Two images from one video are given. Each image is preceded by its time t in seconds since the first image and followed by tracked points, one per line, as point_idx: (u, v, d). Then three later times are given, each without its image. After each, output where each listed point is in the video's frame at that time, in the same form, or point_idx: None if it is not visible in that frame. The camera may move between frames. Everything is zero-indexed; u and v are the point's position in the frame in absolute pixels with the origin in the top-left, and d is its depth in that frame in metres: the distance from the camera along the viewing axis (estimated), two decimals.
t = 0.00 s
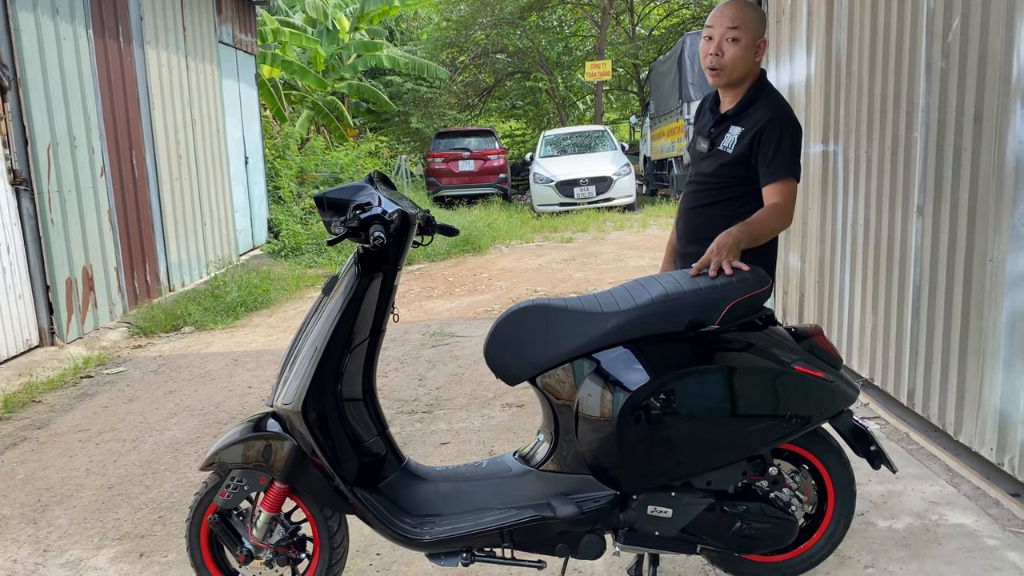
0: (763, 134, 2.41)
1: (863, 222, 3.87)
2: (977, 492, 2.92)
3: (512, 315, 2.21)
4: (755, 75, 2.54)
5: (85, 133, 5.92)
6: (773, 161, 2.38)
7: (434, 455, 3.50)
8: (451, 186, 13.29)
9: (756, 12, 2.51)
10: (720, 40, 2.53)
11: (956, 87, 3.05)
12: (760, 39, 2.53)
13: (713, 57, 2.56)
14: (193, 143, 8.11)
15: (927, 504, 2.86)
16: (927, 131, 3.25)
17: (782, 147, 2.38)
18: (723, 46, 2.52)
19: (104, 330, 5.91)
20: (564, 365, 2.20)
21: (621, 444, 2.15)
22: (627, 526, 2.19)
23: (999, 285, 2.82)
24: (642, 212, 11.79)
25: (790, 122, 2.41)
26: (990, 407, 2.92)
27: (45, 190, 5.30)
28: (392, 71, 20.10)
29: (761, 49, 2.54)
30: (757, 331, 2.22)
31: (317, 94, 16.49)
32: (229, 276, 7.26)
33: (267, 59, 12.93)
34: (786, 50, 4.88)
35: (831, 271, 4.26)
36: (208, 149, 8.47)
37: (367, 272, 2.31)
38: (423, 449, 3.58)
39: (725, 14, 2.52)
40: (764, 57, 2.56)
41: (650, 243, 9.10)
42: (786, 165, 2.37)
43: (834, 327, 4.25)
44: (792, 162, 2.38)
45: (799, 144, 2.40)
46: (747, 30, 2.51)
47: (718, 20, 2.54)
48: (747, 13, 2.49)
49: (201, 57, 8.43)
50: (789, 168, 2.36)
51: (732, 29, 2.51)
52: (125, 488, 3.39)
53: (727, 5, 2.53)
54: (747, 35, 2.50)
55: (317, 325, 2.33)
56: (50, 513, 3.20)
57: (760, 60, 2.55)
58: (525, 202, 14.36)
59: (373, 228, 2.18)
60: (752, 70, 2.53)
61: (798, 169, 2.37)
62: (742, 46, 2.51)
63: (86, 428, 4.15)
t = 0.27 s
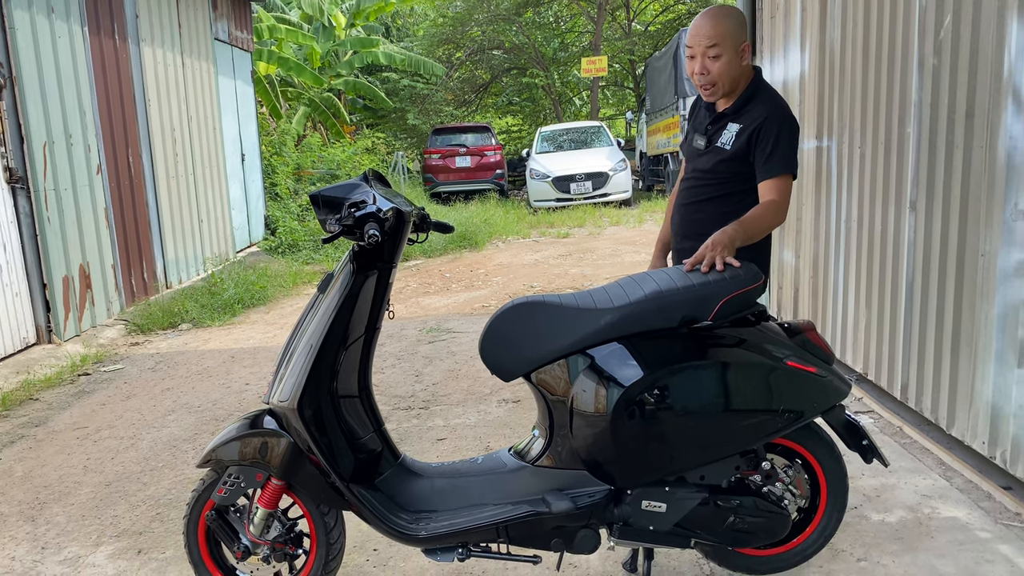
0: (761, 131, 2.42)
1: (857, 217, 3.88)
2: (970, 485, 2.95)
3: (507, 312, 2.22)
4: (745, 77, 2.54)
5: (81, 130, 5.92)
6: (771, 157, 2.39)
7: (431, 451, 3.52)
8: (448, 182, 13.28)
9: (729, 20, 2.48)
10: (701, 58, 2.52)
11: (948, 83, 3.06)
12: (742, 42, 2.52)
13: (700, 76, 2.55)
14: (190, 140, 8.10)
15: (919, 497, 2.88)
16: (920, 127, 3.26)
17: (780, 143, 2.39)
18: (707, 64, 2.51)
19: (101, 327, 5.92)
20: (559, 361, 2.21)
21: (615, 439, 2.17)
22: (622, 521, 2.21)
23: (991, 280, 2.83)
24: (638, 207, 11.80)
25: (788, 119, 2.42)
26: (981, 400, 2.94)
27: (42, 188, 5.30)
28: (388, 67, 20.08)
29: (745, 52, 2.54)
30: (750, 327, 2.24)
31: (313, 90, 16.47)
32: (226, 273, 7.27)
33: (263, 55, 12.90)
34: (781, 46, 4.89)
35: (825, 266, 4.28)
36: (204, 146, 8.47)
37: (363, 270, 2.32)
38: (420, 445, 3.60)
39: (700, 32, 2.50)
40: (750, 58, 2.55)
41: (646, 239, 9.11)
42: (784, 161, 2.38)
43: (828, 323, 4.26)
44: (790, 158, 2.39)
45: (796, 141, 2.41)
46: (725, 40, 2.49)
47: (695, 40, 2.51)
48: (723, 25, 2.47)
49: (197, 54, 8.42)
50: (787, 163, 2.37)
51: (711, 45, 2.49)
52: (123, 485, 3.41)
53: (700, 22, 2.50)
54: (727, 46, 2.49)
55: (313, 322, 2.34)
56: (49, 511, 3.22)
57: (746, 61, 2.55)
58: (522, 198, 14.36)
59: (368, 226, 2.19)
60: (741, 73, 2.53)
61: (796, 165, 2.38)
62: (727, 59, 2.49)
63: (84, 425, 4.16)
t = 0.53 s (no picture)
0: (746, 133, 2.42)
1: (851, 216, 3.89)
2: (964, 483, 2.95)
3: (501, 311, 2.22)
4: (733, 77, 2.54)
5: (74, 130, 5.90)
6: (758, 159, 2.39)
7: (426, 451, 3.52)
8: (444, 181, 13.27)
9: (720, 18, 2.48)
10: (690, 56, 2.52)
11: (941, 81, 3.07)
12: (730, 43, 2.52)
13: (686, 71, 2.55)
14: (184, 140, 8.08)
15: (914, 495, 2.88)
16: (914, 125, 3.26)
17: (765, 144, 2.39)
18: (694, 61, 2.51)
19: (96, 328, 5.90)
20: (553, 361, 2.21)
21: (610, 439, 2.17)
22: (617, 520, 2.21)
23: (985, 278, 2.84)
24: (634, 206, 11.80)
25: (772, 119, 2.41)
26: (976, 398, 2.94)
27: (35, 188, 5.27)
28: (383, 66, 20.07)
29: (733, 52, 2.53)
30: (743, 325, 2.24)
31: (308, 90, 16.45)
32: (221, 274, 7.25)
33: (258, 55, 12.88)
34: (775, 45, 4.89)
35: (820, 264, 4.28)
36: (198, 146, 8.45)
37: (356, 269, 2.31)
38: (415, 445, 3.59)
39: (691, 26, 2.50)
40: (737, 58, 2.55)
41: (642, 237, 9.11)
42: (771, 161, 2.37)
43: (823, 321, 4.27)
44: (776, 158, 2.38)
45: (782, 139, 2.41)
46: (714, 38, 2.49)
47: (686, 34, 2.51)
48: (713, 22, 2.47)
49: (191, 53, 8.40)
50: (774, 163, 2.36)
51: (700, 41, 2.49)
52: (117, 486, 3.39)
53: (692, 17, 2.50)
54: (716, 45, 2.48)
55: (306, 322, 2.33)
56: (42, 512, 3.20)
57: (734, 60, 2.55)
58: (518, 197, 14.36)
59: (361, 226, 2.19)
60: (728, 73, 2.54)
61: (782, 165, 2.37)
62: (713, 58, 2.49)
63: (78, 426, 4.15)
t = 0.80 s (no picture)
0: (736, 133, 2.42)
1: (845, 216, 3.89)
2: (959, 483, 2.96)
3: (495, 312, 2.21)
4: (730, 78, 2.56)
5: (67, 131, 5.88)
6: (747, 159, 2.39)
7: (421, 452, 3.51)
8: (439, 182, 13.27)
9: (716, 20, 2.48)
10: (689, 60, 2.52)
11: (935, 82, 3.07)
12: (726, 44, 2.53)
13: (686, 76, 2.55)
14: (178, 141, 8.06)
15: (909, 496, 2.88)
16: (907, 126, 3.27)
17: (754, 144, 2.39)
18: (694, 66, 2.51)
19: (89, 329, 5.88)
20: (548, 362, 2.20)
21: (605, 439, 2.16)
22: (611, 521, 2.20)
23: (979, 278, 2.84)
24: (629, 207, 11.81)
25: (763, 119, 2.41)
26: (970, 398, 2.95)
27: (28, 190, 5.25)
28: (378, 67, 20.07)
29: (729, 53, 2.55)
30: (738, 326, 2.23)
31: (303, 91, 16.43)
32: (215, 275, 7.23)
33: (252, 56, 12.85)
34: (769, 46, 4.91)
35: (814, 265, 4.29)
36: (193, 147, 8.43)
37: (350, 270, 2.30)
38: (410, 446, 3.58)
39: (689, 31, 2.49)
40: (732, 59, 2.57)
41: (637, 239, 9.12)
42: (760, 163, 2.37)
43: (818, 322, 4.27)
44: (765, 159, 2.38)
45: (772, 141, 2.40)
46: (711, 41, 2.49)
47: (684, 39, 2.51)
48: (710, 26, 2.47)
49: (185, 54, 8.38)
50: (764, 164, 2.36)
51: (698, 45, 2.49)
52: (110, 488, 3.38)
53: (688, 21, 2.49)
54: (714, 48, 2.49)
55: (299, 323, 2.32)
56: (35, 515, 3.19)
57: (729, 61, 2.57)
58: (513, 198, 14.36)
59: (354, 226, 2.18)
60: (725, 75, 2.55)
61: (772, 167, 2.37)
62: (712, 61, 2.50)
63: (71, 428, 4.13)
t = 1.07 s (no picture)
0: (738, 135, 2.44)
1: (840, 218, 3.90)
2: (953, 484, 2.96)
3: (490, 313, 2.21)
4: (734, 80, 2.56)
5: (61, 132, 5.85)
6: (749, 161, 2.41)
7: (416, 454, 3.50)
8: (434, 184, 13.26)
9: (719, 23, 2.47)
10: (696, 66, 2.50)
11: (929, 84, 3.09)
12: (730, 46, 2.52)
13: (693, 82, 2.53)
14: (172, 142, 8.03)
15: (903, 497, 2.89)
16: (902, 128, 3.28)
17: (757, 148, 2.41)
18: (701, 70, 2.50)
19: (82, 331, 5.85)
20: (543, 363, 2.20)
21: (600, 441, 2.16)
22: (607, 522, 2.20)
23: (973, 280, 2.85)
24: (624, 209, 11.82)
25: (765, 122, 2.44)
26: (964, 399, 2.95)
27: (21, 190, 5.23)
28: (373, 68, 20.06)
29: (734, 54, 2.54)
30: (733, 327, 2.23)
31: (298, 92, 16.41)
32: (210, 276, 7.21)
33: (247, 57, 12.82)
34: (765, 48, 4.91)
35: (809, 267, 4.30)
36: (187, 148, 8.41)
37: (345, 271, 2.30)
38: (405, 448, 3.58)
39: (694, 37, 2.47)
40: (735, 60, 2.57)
41: (632, 240, 9.13)
42: (762, 166, 2.40)
43: (812, 323, 4.28)
44: (767, 163, 2.40)
45: (772, 144, 2.43)
46: (716, 45, 2.48)
47: (689, 46, 2.49)
48: (715, 30, 2.46)
49: (179, 55, 8.35)
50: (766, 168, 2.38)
51: (705, 50, 2.47)
52: (104, 490, 3.36)
53: (691, 26, 2.48)
54: (719, 51, 2.48)
55: (294, 324, 2.31)
56: (28, 516, 3.17)
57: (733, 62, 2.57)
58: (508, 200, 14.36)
59: (350, 227, 2.17)
60: (730, 77, 2.55)
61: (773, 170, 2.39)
62: (720, 64, 2.49)
63: (64, 430, 4.11)
